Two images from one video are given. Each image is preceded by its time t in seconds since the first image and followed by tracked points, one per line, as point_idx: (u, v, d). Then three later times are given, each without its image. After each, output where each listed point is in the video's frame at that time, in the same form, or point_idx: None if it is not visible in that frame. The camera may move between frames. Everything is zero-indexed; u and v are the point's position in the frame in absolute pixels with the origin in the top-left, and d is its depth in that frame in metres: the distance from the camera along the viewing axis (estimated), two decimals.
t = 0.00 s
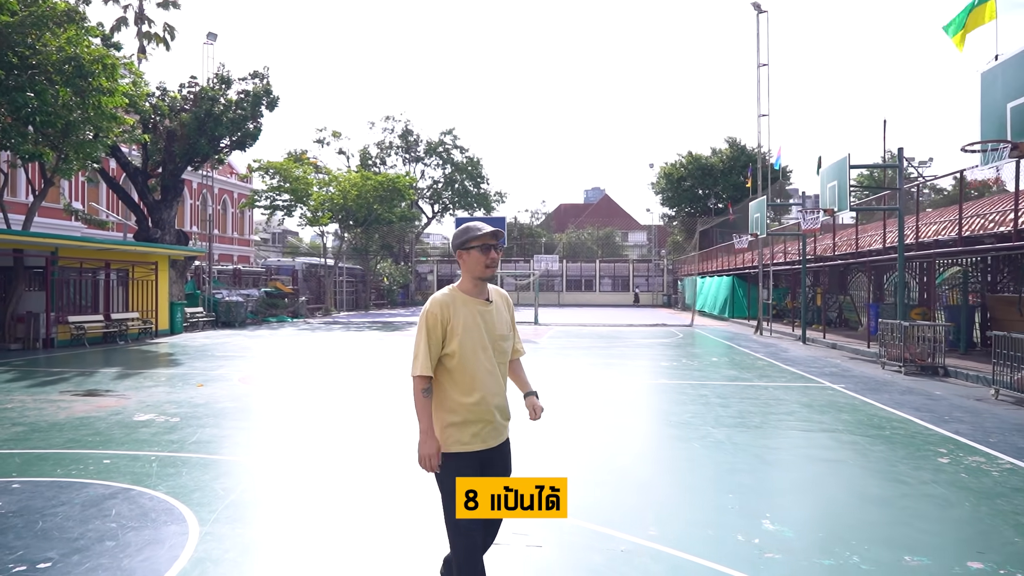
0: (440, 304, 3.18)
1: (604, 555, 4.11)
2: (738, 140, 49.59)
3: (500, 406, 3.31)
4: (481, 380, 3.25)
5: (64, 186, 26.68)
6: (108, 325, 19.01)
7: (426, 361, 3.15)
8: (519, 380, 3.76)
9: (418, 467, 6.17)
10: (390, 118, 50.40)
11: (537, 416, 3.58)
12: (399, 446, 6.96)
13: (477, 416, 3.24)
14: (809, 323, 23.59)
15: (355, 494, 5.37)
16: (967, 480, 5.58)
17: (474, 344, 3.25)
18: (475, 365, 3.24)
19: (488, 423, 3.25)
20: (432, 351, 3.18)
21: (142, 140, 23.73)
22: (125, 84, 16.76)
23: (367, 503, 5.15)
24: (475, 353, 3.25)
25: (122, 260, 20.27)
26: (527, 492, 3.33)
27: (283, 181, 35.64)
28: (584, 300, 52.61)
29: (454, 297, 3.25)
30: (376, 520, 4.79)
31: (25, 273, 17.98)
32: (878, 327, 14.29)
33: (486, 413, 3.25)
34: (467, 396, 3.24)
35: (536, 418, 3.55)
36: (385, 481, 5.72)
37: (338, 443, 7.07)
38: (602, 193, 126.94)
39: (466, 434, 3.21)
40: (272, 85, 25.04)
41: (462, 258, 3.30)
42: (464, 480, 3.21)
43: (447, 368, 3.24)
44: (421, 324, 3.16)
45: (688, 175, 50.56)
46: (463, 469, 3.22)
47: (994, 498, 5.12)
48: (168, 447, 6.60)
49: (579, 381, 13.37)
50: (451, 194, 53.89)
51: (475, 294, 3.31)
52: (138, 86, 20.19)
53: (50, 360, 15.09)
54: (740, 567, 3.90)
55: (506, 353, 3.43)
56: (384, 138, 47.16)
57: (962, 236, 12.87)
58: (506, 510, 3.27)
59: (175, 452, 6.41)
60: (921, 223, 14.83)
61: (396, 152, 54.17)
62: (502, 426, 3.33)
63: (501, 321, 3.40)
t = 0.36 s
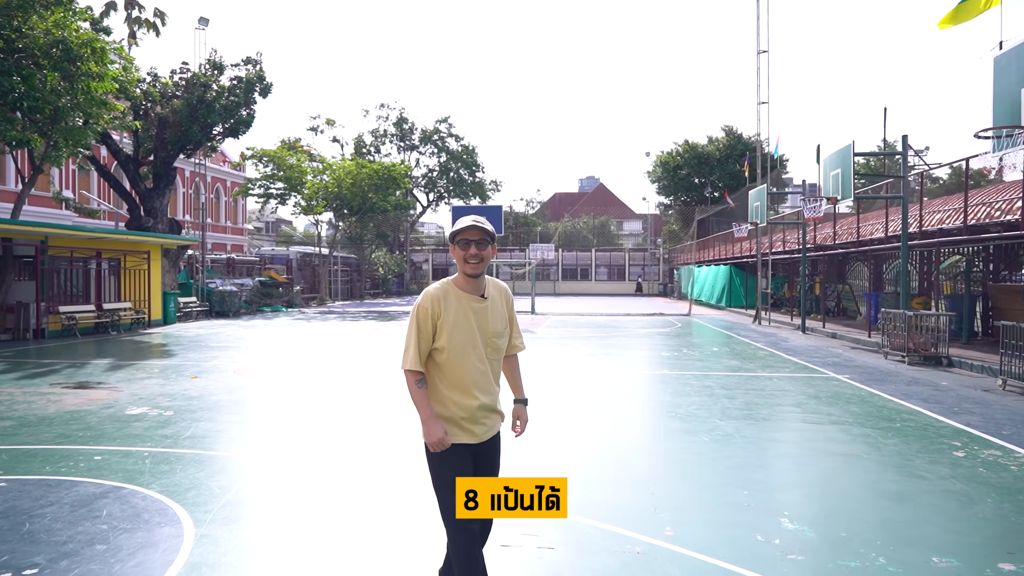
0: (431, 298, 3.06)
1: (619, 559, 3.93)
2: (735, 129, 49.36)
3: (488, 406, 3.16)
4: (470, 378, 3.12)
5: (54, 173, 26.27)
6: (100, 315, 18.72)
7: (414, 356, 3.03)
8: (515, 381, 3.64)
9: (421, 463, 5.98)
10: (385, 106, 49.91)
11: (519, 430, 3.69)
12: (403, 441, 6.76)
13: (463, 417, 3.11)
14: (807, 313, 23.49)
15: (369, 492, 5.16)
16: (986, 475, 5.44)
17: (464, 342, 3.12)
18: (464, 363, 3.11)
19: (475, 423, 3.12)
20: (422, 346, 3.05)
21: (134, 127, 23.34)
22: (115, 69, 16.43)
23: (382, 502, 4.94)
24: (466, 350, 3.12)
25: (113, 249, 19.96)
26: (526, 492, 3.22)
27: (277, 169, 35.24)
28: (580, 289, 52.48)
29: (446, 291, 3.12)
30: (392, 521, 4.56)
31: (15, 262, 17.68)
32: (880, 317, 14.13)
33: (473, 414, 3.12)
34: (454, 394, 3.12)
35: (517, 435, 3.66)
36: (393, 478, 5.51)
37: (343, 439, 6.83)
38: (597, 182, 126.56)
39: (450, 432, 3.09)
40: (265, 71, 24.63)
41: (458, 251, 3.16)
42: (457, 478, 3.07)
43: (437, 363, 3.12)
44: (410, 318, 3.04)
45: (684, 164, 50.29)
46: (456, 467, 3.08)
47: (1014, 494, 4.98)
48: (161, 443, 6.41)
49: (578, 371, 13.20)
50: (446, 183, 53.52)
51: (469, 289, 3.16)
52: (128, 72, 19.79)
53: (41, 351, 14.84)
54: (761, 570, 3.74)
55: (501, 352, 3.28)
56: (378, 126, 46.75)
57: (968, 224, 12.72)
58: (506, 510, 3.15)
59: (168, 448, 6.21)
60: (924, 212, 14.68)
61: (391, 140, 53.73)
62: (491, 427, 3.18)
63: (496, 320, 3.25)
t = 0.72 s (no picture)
0: (420, 296, 3.06)
1: None
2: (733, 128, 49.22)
3: (479, 409, 3.11)
4: (459, 378, 3.09)
5: (49, 171, 25.98)
6: (95, 314, 18.47)
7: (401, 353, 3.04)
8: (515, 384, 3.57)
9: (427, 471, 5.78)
10: (382, 105, 49.64)
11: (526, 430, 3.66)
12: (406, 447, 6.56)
13: (452, 417, 3.06)
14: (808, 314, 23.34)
15: (374, 500, 4.97)
16: (1012, 484, 5.26)
17: (453, 340, 3.10)
18: (453, 362, 3.09)
19: (465, 426, 3.07)
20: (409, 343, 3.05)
21: (129, 124, 23.08)
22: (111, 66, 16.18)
23: (388, 511, 4.75)
24: (456, 350, 3.10)
25: (109, 247, 19.72)
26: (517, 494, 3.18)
27: (274, 167, 34.98)
28: (578, 289, 52.27)
29: (438, 289, 3.11)
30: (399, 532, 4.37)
31: (9, 261, 17.43)
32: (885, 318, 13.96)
33: (464, 415, 3.07)
34: (444, 394, 3.08)
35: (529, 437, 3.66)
36: (398, 485, 5.33)
37: (346, 444, 6.63)
38: (594, 182, 125.91)
39: (438, 434, 3.05)
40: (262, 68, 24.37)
41: (454, 248, 3.15)
42: (445, 483, 3.05)
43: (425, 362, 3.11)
44: (400, 315, 3.05)
45: (683, 163, 50.13)
46: (444, 473, 3.06)
47: None
48: (159, 449, 6.21)
49: (581, 374, 13.02)
50: (444, 182, 53.27)
51: (461, 287, 3.15)
52: (123, 70, 19.54)
53: (35, 351, 14.60)
54: None
55: (495, 354, 3.23)
56: (376, 125, 46.51)
57: (976, 224, 12.56)
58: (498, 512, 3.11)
59: (166, 455, 6.00)
60: (931, 212, 14.52)
61: (388, 139, 53.46)
62: (483, 429, 3.12)
63: (490, 320, 3.21)
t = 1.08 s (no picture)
0: (418, 302, 2.92)
1: None
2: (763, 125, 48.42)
3: (475, 415, 3.04)
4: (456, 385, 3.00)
5: (83, 172, 26.41)
6: (128, 314, 18.69)
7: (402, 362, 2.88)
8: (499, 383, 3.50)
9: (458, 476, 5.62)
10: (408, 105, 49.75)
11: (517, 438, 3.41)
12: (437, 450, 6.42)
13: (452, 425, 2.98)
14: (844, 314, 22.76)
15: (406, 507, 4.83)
16: None
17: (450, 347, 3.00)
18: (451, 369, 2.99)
19: (464, 433, 3.00)
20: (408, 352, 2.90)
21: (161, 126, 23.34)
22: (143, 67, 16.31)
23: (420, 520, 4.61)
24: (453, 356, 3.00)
25: (141, 248, 19.97)
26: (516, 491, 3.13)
27: (302, 167, 35.22)
28: (604, 288, 51.83)
29: (432, 295, 2.98)
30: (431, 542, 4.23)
31: (44, 261, 17.70)
32: (928, 319, 13.47)
33: (462, 422, 3.00)
34: (441, 402, 2.98)
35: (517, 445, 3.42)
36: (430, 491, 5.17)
37: (376, 446, 6.50)
38: (620, 181, 125.21)
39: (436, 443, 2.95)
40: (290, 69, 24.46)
41: (450, 252, 3.02)
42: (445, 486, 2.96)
43: (421, 371, 2.98)
44: (395, 323, 2.89)
45: (711, 161, 49.44)
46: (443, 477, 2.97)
47: None
48: (189, 451, 6.13)
49: (611, 375, 12.79)
50: (470, 181, 53.20)
51: (455, 292, 3.04)
52: (154, 71, 19.73)
53: (69, 350, 14.78)
54: None
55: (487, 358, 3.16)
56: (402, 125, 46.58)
57: None
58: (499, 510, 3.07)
59: (197, 458, 5.92)
60: (976, 209, 14.00)
61: (414, 139, 53.56)
62: (479, 436, 3.06)
63: (483, 324, 3.14)
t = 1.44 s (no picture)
0: (455, 292, 2.70)
1: None
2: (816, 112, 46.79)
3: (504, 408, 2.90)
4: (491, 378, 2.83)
5: (139, 168, 27.13)
6: (181, 306, 19.11)
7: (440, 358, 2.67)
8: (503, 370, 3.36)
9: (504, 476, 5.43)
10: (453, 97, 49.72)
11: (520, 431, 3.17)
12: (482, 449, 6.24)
13: (486, 420, 2.81)
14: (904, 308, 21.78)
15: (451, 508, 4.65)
16: None
17: (483, 339, 2.82)
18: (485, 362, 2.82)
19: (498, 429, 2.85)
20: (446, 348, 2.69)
21: (211, 121, 23.75)
22: (193, 62, 16.61)
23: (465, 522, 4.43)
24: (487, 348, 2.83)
25: (194, 241, 20.39)
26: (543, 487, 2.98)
27: (349, 161, 35.54)
28: (651, 280, 51.06)
29: (466, 284, 2.78)
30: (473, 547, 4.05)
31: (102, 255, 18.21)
32: (1002, 313, 12.67)
33: (495, 417, 2.84)
34: (475, 397, 2.80)
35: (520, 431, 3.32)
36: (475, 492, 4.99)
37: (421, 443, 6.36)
38: (666, 172, 123.31)
39: (471, 442, 2.77)
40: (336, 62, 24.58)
41: (481, 238, 2.81)
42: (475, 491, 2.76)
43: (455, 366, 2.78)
44: (434, 315, 2.65)
45: (762, 150, 48.08)
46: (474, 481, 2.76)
47: None
48: (235, 446, 6.08)
49: (660, 371, 12.44)
50: (514, 173, 52.97)
51: (485, 279, 2.86)
52: (205, 68, 20.04)
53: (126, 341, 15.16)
54: None
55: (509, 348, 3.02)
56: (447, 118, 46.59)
57: None
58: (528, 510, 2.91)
59: (244, 452, 5.87)
60: None
61: (459, 131, 53.57)
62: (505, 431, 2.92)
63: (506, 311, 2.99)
